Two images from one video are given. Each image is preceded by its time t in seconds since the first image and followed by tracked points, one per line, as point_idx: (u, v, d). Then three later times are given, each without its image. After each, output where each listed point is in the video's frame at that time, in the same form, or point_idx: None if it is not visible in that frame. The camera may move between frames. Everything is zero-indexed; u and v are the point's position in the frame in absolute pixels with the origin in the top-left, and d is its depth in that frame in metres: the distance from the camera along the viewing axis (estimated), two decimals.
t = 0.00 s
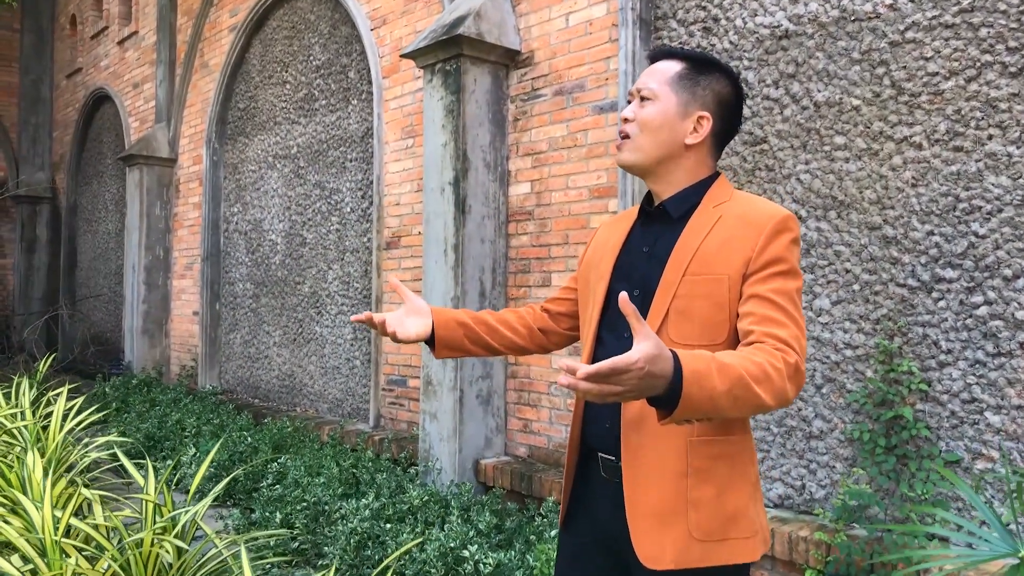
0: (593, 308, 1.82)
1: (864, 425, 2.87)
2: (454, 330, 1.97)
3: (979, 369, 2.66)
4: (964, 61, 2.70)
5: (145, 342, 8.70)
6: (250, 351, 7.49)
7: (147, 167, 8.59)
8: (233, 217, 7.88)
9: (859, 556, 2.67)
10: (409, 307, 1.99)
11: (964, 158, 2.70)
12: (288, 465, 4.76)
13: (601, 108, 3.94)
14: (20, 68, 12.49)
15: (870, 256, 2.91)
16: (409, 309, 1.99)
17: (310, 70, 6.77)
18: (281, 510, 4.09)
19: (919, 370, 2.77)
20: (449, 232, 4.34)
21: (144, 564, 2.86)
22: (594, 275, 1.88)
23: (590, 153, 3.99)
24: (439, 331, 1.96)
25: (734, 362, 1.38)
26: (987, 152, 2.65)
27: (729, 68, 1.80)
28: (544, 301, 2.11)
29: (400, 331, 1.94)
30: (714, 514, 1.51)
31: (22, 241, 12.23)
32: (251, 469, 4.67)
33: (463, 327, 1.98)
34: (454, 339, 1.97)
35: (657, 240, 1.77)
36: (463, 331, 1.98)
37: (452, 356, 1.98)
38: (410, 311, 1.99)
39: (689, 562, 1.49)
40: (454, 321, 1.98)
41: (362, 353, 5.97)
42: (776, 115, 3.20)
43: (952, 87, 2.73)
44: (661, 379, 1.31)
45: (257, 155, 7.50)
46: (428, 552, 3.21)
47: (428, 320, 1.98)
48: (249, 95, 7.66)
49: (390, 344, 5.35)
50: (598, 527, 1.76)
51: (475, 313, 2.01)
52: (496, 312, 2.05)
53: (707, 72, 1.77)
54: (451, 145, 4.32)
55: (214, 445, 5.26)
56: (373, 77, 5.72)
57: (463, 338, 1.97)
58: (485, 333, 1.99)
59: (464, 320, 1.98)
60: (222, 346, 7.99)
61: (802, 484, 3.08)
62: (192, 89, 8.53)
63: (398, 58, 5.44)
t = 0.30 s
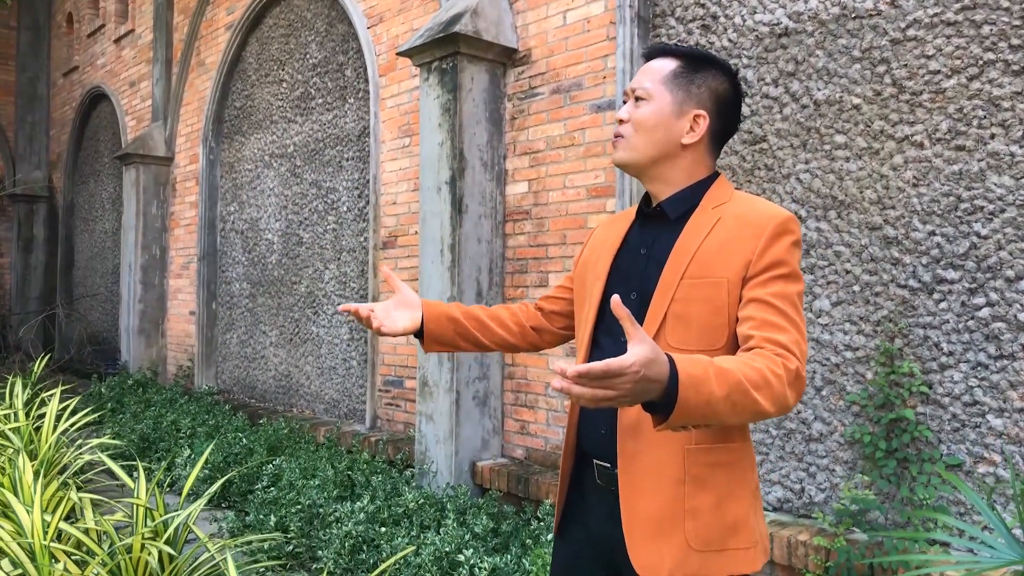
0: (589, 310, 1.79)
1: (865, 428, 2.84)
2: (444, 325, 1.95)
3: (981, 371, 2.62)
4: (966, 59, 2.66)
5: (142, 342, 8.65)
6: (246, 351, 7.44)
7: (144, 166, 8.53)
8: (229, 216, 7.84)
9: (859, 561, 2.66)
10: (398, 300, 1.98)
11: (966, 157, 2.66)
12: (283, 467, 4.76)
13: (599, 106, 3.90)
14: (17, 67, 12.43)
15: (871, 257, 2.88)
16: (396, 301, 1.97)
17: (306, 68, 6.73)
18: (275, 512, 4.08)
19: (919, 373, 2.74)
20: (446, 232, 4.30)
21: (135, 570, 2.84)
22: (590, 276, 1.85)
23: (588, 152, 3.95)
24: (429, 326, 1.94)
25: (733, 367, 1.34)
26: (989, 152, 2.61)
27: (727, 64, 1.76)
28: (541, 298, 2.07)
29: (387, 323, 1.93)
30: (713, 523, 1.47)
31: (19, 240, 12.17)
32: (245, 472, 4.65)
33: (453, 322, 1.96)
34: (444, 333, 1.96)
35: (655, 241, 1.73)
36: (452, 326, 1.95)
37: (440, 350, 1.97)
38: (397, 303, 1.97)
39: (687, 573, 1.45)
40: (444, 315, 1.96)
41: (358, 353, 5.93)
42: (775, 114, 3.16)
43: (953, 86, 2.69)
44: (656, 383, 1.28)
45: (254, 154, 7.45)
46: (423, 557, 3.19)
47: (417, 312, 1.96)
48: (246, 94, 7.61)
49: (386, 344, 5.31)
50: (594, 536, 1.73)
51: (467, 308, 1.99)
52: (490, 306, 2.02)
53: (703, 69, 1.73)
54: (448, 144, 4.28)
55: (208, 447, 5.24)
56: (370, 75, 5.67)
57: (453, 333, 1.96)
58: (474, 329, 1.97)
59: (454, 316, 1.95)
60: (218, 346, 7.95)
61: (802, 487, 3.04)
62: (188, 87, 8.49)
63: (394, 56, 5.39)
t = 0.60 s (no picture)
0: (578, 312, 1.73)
1: (860, 432, 2.79)
2: (419, 306, 1.94)
3: (978, 376, 2.58)
4: (964, 59, 2.62)
5: (130, 343, 8.56)
6: (236, 352, 7.37)
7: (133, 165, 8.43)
8: (219, 215, 7.76)
9: (853, 570, 2.62)
10: (373, 275, 1.97)
11: (964, 158, 2.62)
12: (271, 471, 4.70)
13: (591, 106, 3.85)
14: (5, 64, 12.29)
15: (867, 259, 2.83)
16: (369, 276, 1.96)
17: (297, 66, 6.65)
18: (263, 517, 4.03)
19: (915, 377, 2.70)
20: (436, 232, 4.24)
21: None
22: (579, 277, 1.79)
23: (580, 152, 3.90)
24: (403, 305, 1.94)
25: (729, 376, 1.29)
26: (986, 153, 2.57)
27: (718, 61, 1.72)
28: (521, 285, 2.04)
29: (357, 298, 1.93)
30: (705, 534, 1.42)
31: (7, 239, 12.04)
32: (233, 476, 4.60)
33: (427, 305, 1.95)
34: (418, 314, 1.95)
35: (648, 243, 1.68)
36: (425, 309, 1.94)
37: (413, 329, 1.97)
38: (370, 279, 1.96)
39: None
40: (418, 296, 1.94)
41: (349, 354, 5.87)
42: (770, 114, 3.11)
43: (951, 86, 2.65)
44: (649, 394, 1.23)
45: (244, 153, 7.38)
46: (412, 565, 3.14)
47: (390, 291, 1.94)
48: (235, 92, 7.53)
49: (376, 346, 5.24)
50: (584, 548, 1.68)
51: (445, 290, 1.97)
52: (468, 289, 2.00)
53: (693, 66, 1.69)
54: (439, 144, 4.22)
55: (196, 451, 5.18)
56: (360, 74, 5.61)
57: (427, 315, 1.95)
58: (447, 314, 1.95)
59: (429, 298, 1.94)
60: (208, 347, 7.86)
61: (796, 493, 3.00)
62: (178, 85, 8.39)
63: (385, 54, 5.33)
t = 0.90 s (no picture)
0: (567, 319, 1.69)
1: (847, 437, 2.78)
2: (394, 297, 1.90)
3: (966, 380, 2.57)
4: (952, 62, 2.61)
5: (112, 344, 8.44)
6: (219, 353, 7.28)
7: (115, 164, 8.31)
8: (202, 215, 7.66)
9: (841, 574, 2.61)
10: (347, 258, 1.89)
11: (951, 162, 2.61)
12: (254, 475, 4.64)
13: (578, 107, 3.82)
14: None
15: (855, 263, 2.82)
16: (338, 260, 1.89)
17: (281, 65, 6.58)
18: (246, 522, 3.97)
19: (903, 382, 2.68)
20: (422, 234, 4.19)
21: None
22: (568, 282, 1.76)
23: (567, 153, 3.87)
24: (376, 296, 1.89)
25: (726, 392, 1.26)
26: (974, 157, 2.56)
27: (705, 63, 1.70)
28: (502, 279, 2.01)
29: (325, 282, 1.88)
30: (699, 549, 1.39)
31: None
32: (215, 480, 4.54)
33: (403, 297, 1.90)
34: (393, 305, 1.91)
35: (638, 249, 1.65)
36: (401, 300, 1.90)
37: (388, 319, 1.93)
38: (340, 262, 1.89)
39: None
40: (394, 288, 1.90)
41: (333, 356, 5.81)
42: (758, 116, 3.10)
43: (939, 89, 2.63)
44: (643, 410, 1.20)
45: (227, 152, 7.29)
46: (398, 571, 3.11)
47: (363, 280, 1.89)
48: (219, 91, 7.45)
49: (361, 347, 5.19)
50: (573, 562, 1.65)
51: (422, 280, 1.93)
52: (446, 280, 1.96)
53: (679, 67, 1.67)
54: (424, 144, 4.18)
55: (178, 454, 5.11)
56: (345, 73, 5.55)
57: (402, 306, 1.91)
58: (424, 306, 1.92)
59: (405, 289, 1.90)
60: (191, 348, 7.77)
61: (784, 497, 2.98)
62: (160, 83, 8.29)
63: (370, 53, 5.27)
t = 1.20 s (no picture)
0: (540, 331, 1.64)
1: (821, 445, 2.76)
2: (352, 290, 1.85)
3: (939, 389, 2.56)
4: (926, 70, 2.60)
5: (80, 347, 8.25)
6: (190, 357, 7.15)
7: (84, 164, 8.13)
8: (174, 217, 7.52)
9: None
10: (302, 246, 1.85)
11: (925, 170, 2.60)
12: (224, 482, 4.54)
13: (554, 110, 3.78)
14: None
15: (830, 270, 2.81)
16: (291, 243, 1.84)
17: (254, 65, 6.48)
18: (214, 532, 3.89)
19: (877, 390, 2.67)
20: (395, 238, 4.13)
21: None
22: (540, 291, 1.71)
23: (543, 157, 3.83)
24: (332, 286, 1.84)
25: (705, 417, 1.23)
26: (948, 164, 2.55)
27: (676, 69, 1.66)
28: (468, 275, 1.96)
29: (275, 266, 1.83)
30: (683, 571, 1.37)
31: None
32: (183, 489, 4.44)
33: (361, 288, 1.85)
34: (351, 297, 1.86)
35: (614, 261, 1.61)
36: (358, 291, 1.85)
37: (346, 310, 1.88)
38: (293, 246, 1.85)
39: None
40: (351, 278, 1.85)
41: (306, 361, 5.72)
42: (733, 122, 3.08)
43: (913, 96, 2.63)
44: (621, 439, 1.17)
45: (199, 153, 7.17)
46: None
47: (317, 269, 1.84)
48: (191, 90, 7.32)
49: (334, 352, 5.11)
50: None
51: (382, 273, 1.88)
52: (409, 274, 1.92)
53: (648, 74, 1.63)
54: (398, 147, 4.12)
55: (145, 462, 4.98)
56: (318, 74, 5.47)
57: (361, 299, 1.86)
58: (383, 299, 1.87)
59: (364, 282, 1.85)
60: (162, 352, 7.62)
61: (758, 505, 2.96)
62: (131, 82, 8.13)
63: (344, 54, 5.19)
